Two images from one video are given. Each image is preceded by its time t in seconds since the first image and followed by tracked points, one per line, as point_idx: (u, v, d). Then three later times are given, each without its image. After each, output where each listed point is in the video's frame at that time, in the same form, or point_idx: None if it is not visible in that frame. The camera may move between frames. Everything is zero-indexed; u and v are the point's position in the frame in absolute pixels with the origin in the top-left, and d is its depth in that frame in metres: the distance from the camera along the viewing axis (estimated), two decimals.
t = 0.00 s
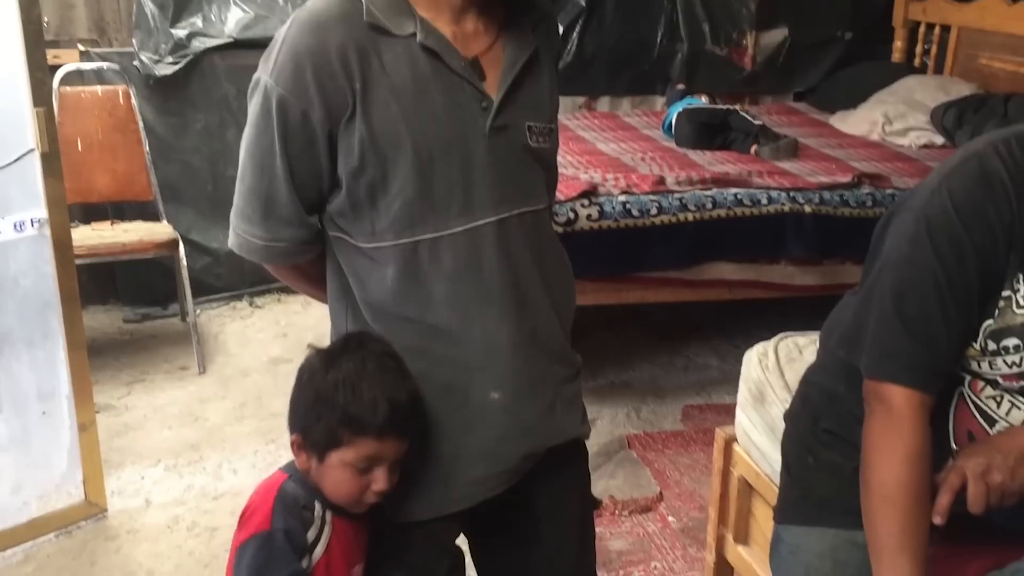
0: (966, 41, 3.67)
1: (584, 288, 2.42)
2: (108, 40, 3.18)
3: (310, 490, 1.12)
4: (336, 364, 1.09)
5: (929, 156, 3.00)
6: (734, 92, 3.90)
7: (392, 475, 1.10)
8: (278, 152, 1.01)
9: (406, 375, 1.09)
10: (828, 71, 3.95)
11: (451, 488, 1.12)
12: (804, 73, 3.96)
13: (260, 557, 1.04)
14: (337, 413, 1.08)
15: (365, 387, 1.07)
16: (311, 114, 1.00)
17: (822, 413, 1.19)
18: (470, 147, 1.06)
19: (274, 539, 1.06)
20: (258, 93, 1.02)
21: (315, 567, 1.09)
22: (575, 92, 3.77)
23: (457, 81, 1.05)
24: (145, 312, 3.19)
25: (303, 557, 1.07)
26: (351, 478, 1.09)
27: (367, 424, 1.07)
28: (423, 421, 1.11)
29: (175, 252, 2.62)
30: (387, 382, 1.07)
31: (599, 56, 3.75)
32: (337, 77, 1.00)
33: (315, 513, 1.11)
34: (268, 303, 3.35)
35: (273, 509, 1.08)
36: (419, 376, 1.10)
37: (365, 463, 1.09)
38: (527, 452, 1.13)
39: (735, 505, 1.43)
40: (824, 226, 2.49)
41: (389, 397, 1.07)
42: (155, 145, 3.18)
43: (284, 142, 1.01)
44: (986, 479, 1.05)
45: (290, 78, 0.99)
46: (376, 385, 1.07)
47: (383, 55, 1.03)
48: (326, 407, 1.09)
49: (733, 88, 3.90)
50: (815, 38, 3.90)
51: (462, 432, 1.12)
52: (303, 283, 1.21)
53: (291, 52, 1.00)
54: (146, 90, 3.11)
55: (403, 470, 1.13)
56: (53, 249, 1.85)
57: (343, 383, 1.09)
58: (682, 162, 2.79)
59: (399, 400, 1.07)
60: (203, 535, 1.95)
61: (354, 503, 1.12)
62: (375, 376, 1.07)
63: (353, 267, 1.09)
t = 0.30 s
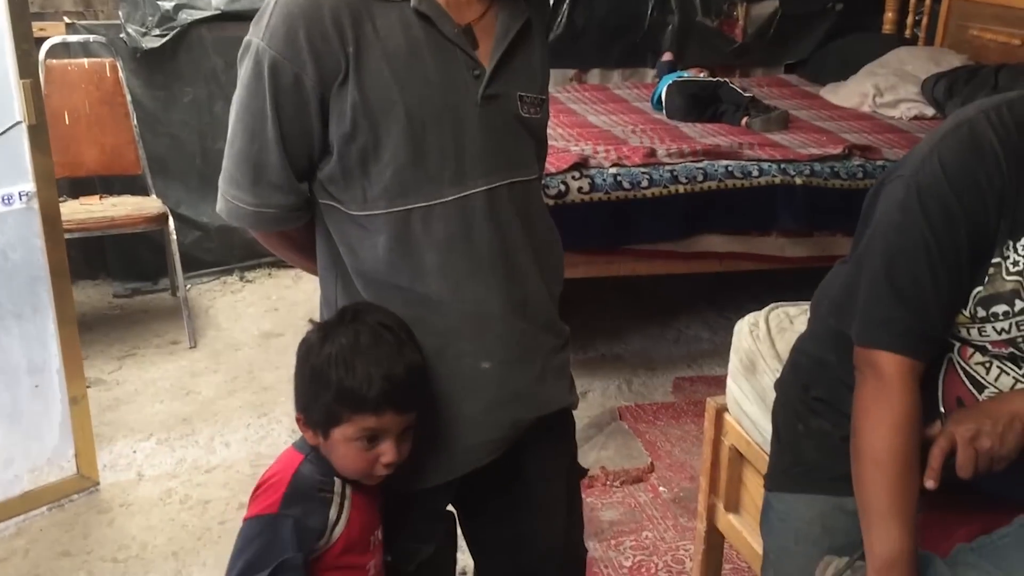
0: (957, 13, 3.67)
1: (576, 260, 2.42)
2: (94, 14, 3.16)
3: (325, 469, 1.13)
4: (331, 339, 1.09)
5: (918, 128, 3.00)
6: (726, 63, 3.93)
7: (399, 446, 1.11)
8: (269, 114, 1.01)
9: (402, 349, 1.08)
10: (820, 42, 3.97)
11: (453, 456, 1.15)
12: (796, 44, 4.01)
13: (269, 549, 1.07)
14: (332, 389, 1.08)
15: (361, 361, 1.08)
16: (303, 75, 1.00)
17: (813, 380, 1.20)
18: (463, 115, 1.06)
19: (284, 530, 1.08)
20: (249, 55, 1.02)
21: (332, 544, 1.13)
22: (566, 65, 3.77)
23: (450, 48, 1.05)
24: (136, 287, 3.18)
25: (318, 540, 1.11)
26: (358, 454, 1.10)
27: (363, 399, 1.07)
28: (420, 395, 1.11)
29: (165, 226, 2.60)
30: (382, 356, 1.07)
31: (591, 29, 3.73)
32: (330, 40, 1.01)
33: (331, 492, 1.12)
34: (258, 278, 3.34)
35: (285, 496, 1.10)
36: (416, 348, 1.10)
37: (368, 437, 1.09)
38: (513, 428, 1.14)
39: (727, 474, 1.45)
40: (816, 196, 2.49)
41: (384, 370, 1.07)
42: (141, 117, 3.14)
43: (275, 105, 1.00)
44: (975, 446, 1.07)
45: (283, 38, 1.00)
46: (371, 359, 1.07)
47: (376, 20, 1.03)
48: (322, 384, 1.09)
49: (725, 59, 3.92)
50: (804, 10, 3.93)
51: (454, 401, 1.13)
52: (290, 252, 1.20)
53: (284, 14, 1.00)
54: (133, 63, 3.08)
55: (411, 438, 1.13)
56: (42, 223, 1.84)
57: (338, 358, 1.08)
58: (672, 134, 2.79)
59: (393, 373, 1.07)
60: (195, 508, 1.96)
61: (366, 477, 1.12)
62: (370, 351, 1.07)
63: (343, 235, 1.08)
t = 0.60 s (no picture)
0: None
1: (565, 238, 2.43)
2: None
3: (330, 456, 1.11)
4: (319, 313, 1.07)
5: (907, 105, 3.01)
6: (715, 41, 3.93)
7: (400, 414, 1.09)
8: (255, 78, 1.01)
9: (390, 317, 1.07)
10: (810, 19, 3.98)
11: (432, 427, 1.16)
12: (786, 22, 4.00)
13: (289, 541, 1.03)
14: (324, 363, 1.06)
15: (351, 331, 1.06)
16: (288, 41, 1.01)
17: (802, 355, 1.20)
18: (450, 85, 1.08)
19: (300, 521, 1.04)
20: (236, 18, 1.02)
21: (346, 531, 1.10)
22: (555, 43, 3.76)
23: (439, 19, 1.07)
24: (124, 267, 3.17)
25: (334, 527, 1.08)
26: (360, 426, 1.08)
27: (356, 370, 1.06)
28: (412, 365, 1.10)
29: (153, 206, 2.59)
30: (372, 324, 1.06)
31: (580, 6, 3.71)
32: (317, 7, 1.02)
33: (339, 475, 1.10)
34: (248, 258, 3.33)
35: (297, 485, 1.07)
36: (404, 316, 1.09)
37: (369, 407, 1.08)
38: (496, 404, 1.15)
39: (716, 450, 1.46)
40: (805, 174, 2.50)
41: (374, 339, 1.06)
42: (129, 96, 3.16)
43: (261, 70, 1.01)
44: (961, 416, 1.08)
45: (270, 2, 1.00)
46: (361, 328, 1.06)
47: None
48: (314, 361, 1.07)
49: (714, 37, 3.92)
50: None
51: (437, 377, 1.14)
52: (274, 218, 1.21)
53: None
54: (119, 43, 3.09)
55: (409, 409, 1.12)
56: (29, 201, 1.83)
57: (327, 331, 1.07)
58: (662, 112, 2.78)
59: (383, 341, 1.06)
60: (186, 487, 1.96)
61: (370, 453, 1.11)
62: (358, 320, 1.06)
63: (327, 204, 1.09)
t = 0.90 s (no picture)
0: None
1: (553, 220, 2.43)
2: None
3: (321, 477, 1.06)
4: (307, 316, 1.03)
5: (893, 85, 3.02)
6: (702, 23, 3.94)
7: (397, 419, 1.04)
8: (241, 48, 1.04)
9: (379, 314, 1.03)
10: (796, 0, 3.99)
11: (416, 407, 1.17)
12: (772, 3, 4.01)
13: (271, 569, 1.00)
14: (313, 369, 1.02)
15: (339, 332, 1.01)
16: (273, 12, 1.04)
17: (788, 331, 1.21)
18: (435, 61, 1.10)
19: (284, 549, 1.01)
20: None
21: (340, 554, 1.06)
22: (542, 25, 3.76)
23: None
24: (110, 251, 3.16)
25: (323, 554, 1.04)
26: (356, 434, 1.03)
27: (344, 374, 1.01)
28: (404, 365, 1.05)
29: (139, 188, 2.59)
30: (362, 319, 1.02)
31: None
32: None
33: (334, 498, 1.05)
34: (235, 242, 3.33)
35: (283, 509, 1.03)
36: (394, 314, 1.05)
37: (363, 412, 1.03)
38: (480, 384, 1.15)
39: (703, 428, 1.47)
40: (791, 156, 2.51)
41: (364, 337, 1.01)
42: (113, 79, 3.16)
43: (246, 40, 1.04)
44: (945, 385, 1.09)
45: None
46: (351, 328, 1.01)
47: None
48: (303, 368, 1.02)
49: (701, 19, 3.93)
50: None
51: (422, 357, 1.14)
52: (268, 191, 1.24)
53: None
54: (103, 25, 3.08)
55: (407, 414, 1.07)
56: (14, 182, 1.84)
57: (315, 334, 1.02)
58: (649, 93, 2.78)
59: (376, 339, 1.02)
60: (175, 469, 1.96)
61: (370, 463, 1.06)
62: (343, 322, 1.01)
63: (316, 178, 1.12)
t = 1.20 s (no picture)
0: None
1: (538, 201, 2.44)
2: None
3: (339, 462, 0.99)
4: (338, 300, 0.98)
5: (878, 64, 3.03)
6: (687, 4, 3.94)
7: (435, 399, 0.99)
8: (233, 22, 1.05)
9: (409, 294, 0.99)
10: None
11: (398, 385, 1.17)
12: None
13: (270, 547, 0.95)
14: (348, 353, 0.96)
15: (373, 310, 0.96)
16: None
17: (771, 310, 1.24)
18: (427, 41, 1.10)
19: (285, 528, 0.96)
20: None
21: (350, 542, 0.99)
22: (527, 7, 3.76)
23: None
24: (94, 236, 3.15)
25: (328, 539, 0.98)
26: (396, 416, 0.97)
27: (378, 353, 0.95)
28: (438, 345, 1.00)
29: (122, 173, 2.58)
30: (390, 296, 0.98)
31: None
32: None
33: (350, 483, 0.98)
34: (220, 226, 3.32)
35: (293, 489, 0.97)
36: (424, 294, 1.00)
37: (400, 390, 0.97)
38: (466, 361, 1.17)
39: (688, 406, 1.48)
40: (774, 135, 2.53)
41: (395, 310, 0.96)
42: (95, 63, 3.15)
43: (239, 15, 1.05)
44: (927, 360, 1.11)
45: None
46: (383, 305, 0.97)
47: None
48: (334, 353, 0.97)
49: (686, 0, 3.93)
50: None
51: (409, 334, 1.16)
52: (257, 168, 1.25)
53: None
54: (84, 9, 3.07)
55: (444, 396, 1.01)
56: None
57: (346, 317, 0.96)
58: (634, 75, 2.78)
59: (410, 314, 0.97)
60: (162, 453, 1.96)
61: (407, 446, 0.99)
62: (372, 301, 0.97)
63: (308, 156, 1.14)
